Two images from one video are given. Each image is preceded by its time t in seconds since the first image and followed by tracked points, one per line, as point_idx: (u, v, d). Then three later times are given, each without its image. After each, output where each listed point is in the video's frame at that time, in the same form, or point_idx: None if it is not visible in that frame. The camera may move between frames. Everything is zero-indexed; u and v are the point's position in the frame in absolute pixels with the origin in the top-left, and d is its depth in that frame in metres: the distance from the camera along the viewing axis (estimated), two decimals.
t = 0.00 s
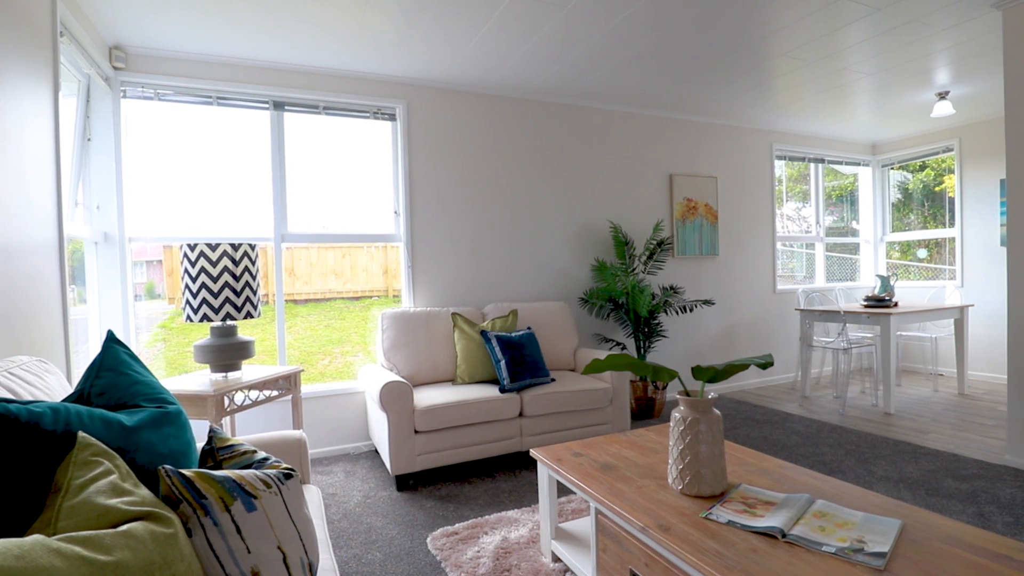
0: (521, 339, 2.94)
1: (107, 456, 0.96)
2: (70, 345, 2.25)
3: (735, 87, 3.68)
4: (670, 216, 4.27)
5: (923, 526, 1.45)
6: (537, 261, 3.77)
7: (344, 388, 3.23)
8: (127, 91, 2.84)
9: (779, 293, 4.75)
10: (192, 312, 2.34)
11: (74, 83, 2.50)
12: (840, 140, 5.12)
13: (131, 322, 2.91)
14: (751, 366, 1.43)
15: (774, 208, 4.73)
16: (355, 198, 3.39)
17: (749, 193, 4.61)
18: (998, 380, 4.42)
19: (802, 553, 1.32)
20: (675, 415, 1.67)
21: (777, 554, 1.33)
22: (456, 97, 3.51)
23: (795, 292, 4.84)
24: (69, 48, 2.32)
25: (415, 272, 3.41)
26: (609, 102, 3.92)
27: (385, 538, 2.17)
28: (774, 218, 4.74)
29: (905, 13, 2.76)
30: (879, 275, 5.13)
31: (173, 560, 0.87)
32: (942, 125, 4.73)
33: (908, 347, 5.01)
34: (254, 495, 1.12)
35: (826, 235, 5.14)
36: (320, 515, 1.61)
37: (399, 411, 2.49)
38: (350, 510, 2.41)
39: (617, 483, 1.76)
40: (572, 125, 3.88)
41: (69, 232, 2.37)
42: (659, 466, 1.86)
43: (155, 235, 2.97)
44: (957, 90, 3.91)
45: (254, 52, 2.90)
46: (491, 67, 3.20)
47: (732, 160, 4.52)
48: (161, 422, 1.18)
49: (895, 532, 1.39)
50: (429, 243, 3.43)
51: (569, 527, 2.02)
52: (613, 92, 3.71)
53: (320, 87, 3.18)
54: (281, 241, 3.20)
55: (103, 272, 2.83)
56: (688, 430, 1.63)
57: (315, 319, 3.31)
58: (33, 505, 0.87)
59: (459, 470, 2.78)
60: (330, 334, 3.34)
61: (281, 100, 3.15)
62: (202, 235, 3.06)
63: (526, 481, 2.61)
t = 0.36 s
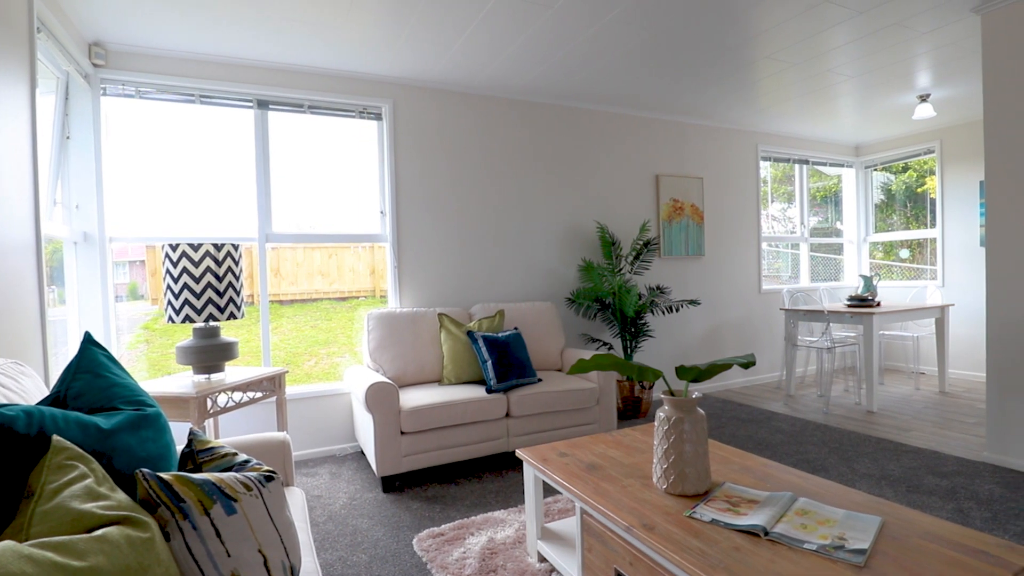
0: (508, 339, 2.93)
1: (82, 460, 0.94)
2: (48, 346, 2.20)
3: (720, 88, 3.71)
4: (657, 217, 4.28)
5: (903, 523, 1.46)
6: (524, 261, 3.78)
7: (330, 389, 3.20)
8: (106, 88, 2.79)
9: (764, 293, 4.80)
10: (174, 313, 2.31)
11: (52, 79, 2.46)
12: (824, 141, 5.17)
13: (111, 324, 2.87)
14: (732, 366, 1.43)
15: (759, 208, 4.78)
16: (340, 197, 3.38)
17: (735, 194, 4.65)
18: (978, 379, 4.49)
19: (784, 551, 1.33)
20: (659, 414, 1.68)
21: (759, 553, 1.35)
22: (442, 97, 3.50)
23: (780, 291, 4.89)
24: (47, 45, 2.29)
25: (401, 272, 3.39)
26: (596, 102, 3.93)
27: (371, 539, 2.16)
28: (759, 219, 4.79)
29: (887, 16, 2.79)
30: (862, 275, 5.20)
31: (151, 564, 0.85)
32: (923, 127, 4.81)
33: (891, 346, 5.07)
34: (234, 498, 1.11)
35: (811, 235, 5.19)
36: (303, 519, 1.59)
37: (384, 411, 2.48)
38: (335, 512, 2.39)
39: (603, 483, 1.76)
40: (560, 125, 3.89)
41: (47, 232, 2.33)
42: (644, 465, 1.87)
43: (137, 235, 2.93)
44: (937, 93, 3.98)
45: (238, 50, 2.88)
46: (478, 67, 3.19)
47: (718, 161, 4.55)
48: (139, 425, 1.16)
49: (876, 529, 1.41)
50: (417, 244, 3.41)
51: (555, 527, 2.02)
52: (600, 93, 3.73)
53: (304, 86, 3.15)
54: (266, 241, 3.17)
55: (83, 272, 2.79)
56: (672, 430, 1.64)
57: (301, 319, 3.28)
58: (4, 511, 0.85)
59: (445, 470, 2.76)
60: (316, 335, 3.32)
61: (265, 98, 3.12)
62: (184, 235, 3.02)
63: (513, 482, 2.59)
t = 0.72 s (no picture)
0: (493, 339, 2.92)
1: (53, 465, 0.92)
2: (23, 349, 2.15)
3: (705, 89, 3.74)
4: (642, 217, 4.31)
5: (881, 519, 1.48)
6: (510, 261, 3.78)
7: (314, 389, 3.17)
8: (82, 85, 2.73)
9: (748, 293, 4.84)
10: (153, 314, 2.27)
11: (26, 76, 2.41)
12: (807, 142, 5.23)
13: (90, 325, 2.81)
14: (713, 366, 1.43)
15: (743, 209, 4.82)
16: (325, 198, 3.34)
17: (719, 194, 4.69)
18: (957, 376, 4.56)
19: (765, 548, 1.34)
20: (643, 414, 1.68)
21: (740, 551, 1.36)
22: (428, 96, 3.49)
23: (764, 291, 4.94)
24: (21, 40, 2.24)
25: (386, 272, 3.37)
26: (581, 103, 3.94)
27: (355, 541, 2.14)
28: (743, 219, 4.83)
29: (866, 19, 2.84)
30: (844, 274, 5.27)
31: (123, 571, 0.84)
32: (902, 129, 4.89)
33: (872, 345, 5.15)
34: (211, 502, 1.09)
35: (794, 235, 5.25)
36: (285, 521, 1.58)
37: (369, 413, 2.46)
38: (319, 514, 2.37)
39: (587, 482, 1.76)
40: (545, 126, 3.90)
41: (23, 232, 2.27)
42: (628, 464, 1.88)
43: (116, 235, 2.88)
44: (917, 95, 4.05)
45: (219, 47, 2.84)
46: (464, 66, 3.19)
47: (702, 162, 4.58)
48: (116, 428, 1.14)
49: (856, 525, 1.42)
50: (401, 247, 3.40)
51: (540, 527, 2.02)
52: (586, 93, 3.74)
53: (288, 84, 3.12)
54: (248, 241, 3.13)
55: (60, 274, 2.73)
56: (655, 429, 1.65)
57: (286, 320, 3.24)
58: None
59: (430, 471, 2.75)
60: (301, 336, 3.29)
61: (247, 97, 3.08)
62: (165, 235, 2.98)
63: (498, 483, 2.59)
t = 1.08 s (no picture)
0: (476, 339, 2.92)
1: (19, 471, 0.89)
2: None
3: (688, 91, 3.77)
4: (626, 217, 4.33)
5: (857, 515, 1.51)
6: (494, 261, 3.77)
7: (297, 390, 3.14)
8: (55, 80, 2.67)
9: (731, 292, 4.89)
10: (129, 315, 2.23)
11: None
12: (788, 144, 5.30)
13: (65, 326, 2.76)
14: (692, 365, 1.44)
15: (726, 209, 4.87)
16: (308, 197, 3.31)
17: (702, 195, 4.72)
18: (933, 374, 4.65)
19: (743, 546, 1.35)
20: (624, 413, 1.69)
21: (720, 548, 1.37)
22: (411, 95, 3.47)
23: (746, 291, 4.99)
24: None
25: (369, 272, 3.35)
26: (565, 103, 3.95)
27: (336, 544, 2.12)
28: (725, 220, 4.88)
29: (846, 23, 2.88)
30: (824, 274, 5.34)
31: None
32: (881, 132, 4.97)
33: (852, 343, 5.23)
34: (185, 506, 1.07)
35: (775, 235, 5.31)
36: (263, 525, 1.55)
37: (351, 414, 2.44)
38: (301, 517, 2.34)
39: (569, 482, 1.76)
40: (529, 126, 3.90)
41: None
42: (610, 464, 1.88)
43: (91, 234, 2.82)
44: (895, 98, 4.11)
45: (198, 44, 2.80)
46: (447, 65, 3.18)
47: (685, 163, 4.62)
48: (86, 432, 1.11)
49: (832, 522, 1.45)
50: (384, 247, 3.38)
51: (522, 527, 2.02)
52: (571, 93, 3.75)
53: (269, 82, 3.08)
54: (228, 240, 3.08)
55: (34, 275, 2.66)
56: (636, 428, 1.66)
57: (268, 320, 3.21)
58: None
59: (413, 472, 2.74)
60: (284, 336, 3.26)
61: (227, 94, 3.04)
62: (143, 235, 2.93)
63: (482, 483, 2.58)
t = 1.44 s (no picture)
0: (458, 340, 2.91)
1: None
2: None
3: (670, 92, 3.80)
4: (608, 218, 4.35)
5: (831, 511, 1.53)
6: (477, 261, 3.77)
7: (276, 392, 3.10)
8: (24, 75, 2.60)
9: (712, 292, 4.94)
10: (102, 316, 2.18)
11: None
12: (768, 146, 5.37)
13: (37, 328, 2.69)
14: (670, 365, 1.45)
15: (707, 210, 4.92)
16: (288, 196, 3.28)
17: (684, 196, 4.77)
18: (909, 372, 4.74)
19: (720, 543, 1.37)
20: (604, 412, 1.70)
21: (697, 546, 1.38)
22: (393, 94, 3.45)
23: (727, 291, 5.04)
24: None
25: (350, 272, 3.32)
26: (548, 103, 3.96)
27: (316, 546, 2.10)
28: (707, 220, 4.93)
29: (824, 27, 2.92)
30: (803, 274, 5.42)
31: None
32: (858, 134, 5.06)
33: (830, 343, 5.31)
34: (155, 511, 1.04)
35: (756, 236, 5.38)
36: (240, 528, 1.53)
37: (330, 416, 2.41)
38: (280, 521, 2.31)
39: (549, 482, 1.76)
40: (512, 126, 3.90)
41: None
42: (590, 463, 1.89)
43: (63, 234, 2.75)
44: (871, 102, 4.19)
45: (175, 40, 2.75)
46: (430, 64, 3.17)
47: (667, 164, 4.66)
48: (52, 436, 1.08)
49: (807, 518, 1.47)
50: (365, 247, 3.36)
51: (504, 528, 2.01)
52: (554, 94, 3.75)
53: (247, 80, 3.03)
54: (205, 240, 3.03)
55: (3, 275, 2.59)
56: (616, 428, 1.67)
57: (247, 321, 3.17)
58: None
59: (395, 474, 2.73)
60: (264, 338, 3.22)
61: (204, 91, 2.99)
62: (117, 234, 2.86)
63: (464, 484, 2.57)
